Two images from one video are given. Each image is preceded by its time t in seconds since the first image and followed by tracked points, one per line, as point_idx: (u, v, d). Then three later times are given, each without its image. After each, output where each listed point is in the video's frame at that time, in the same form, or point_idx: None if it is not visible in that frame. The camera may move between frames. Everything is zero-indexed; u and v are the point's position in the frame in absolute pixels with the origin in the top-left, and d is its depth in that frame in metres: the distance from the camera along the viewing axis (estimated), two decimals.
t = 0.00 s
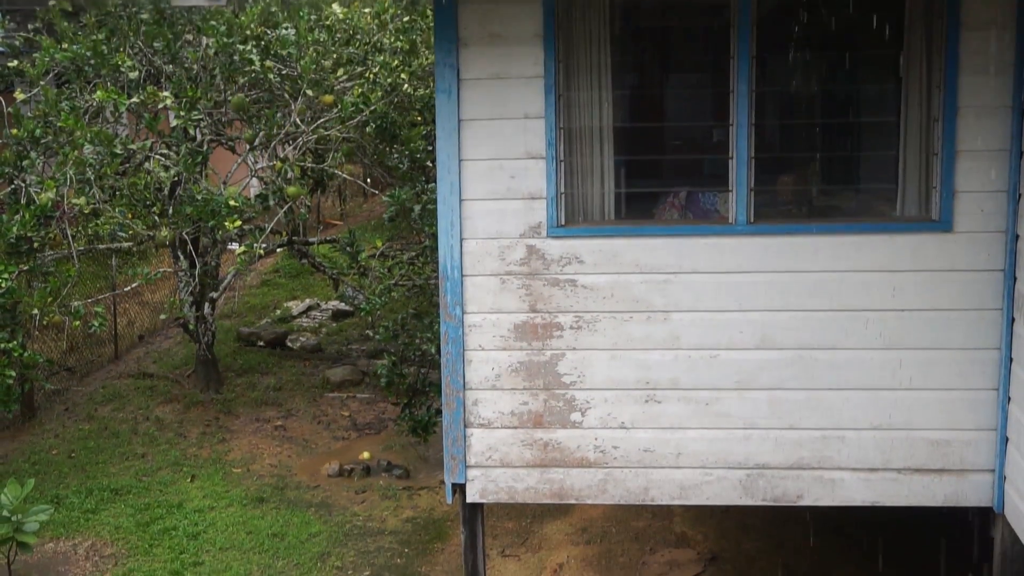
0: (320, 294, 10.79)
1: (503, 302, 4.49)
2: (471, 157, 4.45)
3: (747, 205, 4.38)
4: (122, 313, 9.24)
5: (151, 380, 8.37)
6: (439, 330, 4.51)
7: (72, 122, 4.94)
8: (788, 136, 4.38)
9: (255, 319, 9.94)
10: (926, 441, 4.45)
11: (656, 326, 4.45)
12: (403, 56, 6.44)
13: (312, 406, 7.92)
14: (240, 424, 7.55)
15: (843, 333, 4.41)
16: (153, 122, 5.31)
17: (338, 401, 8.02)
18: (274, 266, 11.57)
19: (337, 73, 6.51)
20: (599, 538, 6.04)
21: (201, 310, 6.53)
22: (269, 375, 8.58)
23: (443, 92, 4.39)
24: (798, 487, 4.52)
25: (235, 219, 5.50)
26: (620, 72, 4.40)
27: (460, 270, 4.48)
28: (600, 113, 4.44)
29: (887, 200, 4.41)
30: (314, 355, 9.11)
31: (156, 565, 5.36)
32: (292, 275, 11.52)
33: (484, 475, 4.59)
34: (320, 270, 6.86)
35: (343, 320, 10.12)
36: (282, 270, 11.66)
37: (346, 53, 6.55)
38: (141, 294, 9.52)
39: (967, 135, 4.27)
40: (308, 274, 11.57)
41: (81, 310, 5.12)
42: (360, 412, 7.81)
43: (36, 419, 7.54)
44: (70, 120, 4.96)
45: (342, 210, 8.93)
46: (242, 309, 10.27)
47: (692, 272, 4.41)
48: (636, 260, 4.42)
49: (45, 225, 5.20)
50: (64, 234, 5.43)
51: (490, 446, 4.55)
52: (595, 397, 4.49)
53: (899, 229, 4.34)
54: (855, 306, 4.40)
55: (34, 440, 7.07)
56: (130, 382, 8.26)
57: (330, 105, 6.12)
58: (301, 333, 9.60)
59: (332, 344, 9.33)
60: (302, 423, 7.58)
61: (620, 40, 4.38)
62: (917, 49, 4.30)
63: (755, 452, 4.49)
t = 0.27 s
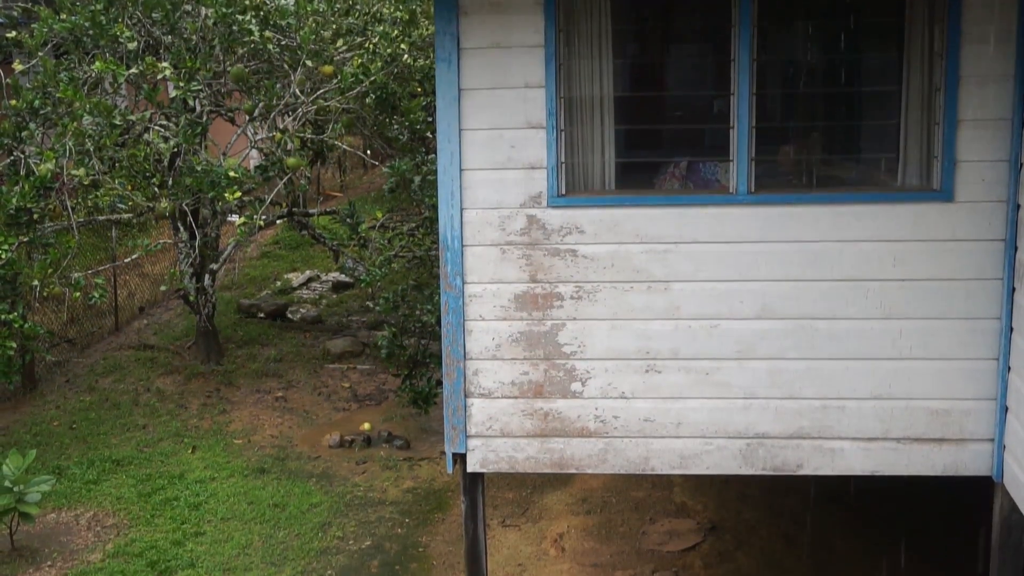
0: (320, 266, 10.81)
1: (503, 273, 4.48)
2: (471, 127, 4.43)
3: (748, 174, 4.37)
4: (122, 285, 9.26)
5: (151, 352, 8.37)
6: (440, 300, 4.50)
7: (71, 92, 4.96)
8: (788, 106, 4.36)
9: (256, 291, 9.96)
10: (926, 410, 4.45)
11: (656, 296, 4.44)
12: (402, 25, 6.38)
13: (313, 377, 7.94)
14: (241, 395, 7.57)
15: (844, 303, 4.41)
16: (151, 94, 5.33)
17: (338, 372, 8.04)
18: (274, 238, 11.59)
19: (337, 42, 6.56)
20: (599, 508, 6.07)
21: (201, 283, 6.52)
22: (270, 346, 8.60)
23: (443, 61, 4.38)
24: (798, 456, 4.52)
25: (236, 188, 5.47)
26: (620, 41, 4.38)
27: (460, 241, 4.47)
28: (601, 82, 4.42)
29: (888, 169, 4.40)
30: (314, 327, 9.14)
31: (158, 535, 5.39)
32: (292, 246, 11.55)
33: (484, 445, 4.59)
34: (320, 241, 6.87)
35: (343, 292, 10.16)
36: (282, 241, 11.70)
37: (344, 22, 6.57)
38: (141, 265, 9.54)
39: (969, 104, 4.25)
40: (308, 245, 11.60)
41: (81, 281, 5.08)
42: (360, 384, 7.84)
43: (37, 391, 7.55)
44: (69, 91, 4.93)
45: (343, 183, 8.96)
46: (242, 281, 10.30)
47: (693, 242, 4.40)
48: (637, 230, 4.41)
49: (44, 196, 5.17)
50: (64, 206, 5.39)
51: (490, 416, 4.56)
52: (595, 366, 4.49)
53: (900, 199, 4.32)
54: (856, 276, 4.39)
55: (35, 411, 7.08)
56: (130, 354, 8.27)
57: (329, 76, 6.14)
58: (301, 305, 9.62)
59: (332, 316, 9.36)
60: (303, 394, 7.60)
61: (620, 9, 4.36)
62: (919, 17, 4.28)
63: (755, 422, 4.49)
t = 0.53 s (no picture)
0: (319, 236, 10.83)
1: (502, 241, 4.46)
2: (470, 95, 4.41)
3: (748, 142, 4.35)
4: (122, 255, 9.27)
5: (151, 322, 8.40)
6: (439, 269, 4.49)
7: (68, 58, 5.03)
8: (788, 73, 4.34)
9: (256, 261, 9.98)
10: (925, 378, 4.45)
11: (655, 264, 4.42)
12: None
13: (313, 347, 7.96)
14: (241, 365, 7.59)
15: (844, 272, 4.39)
16: (149, 63, 5.29)
17: (338, 342, 8.06)
18: (274, 208, 11.63)
19: (336, 12, 6.53)
20: (599, 476, 6.10)
21: (201, 253, 6.75)
22: (270, 316, 8.61)
23: (442, 29, 4.36)
24: (796, 424, 4.53)
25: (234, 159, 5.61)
26: (620, 7, 4.36)
27: (459, 210, 4.45)
28: (601, 49, 4.40)
29: (888, 137, 4.38)
30: (313, 297, 9.15)
31: (160, 503, 5.45)
32: (291, 217, 11.55)
33: (484, 413, 4.60)
34: (320, 212, 6.97)
35: (343, 262, 10.20)
36: (281, 212, 11.72)
37: None
38: (141, 235, 9.56)
39: (969, 71, 4.23)
40: (307, 216, 11.60)
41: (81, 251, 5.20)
42: (360, 353, 7.87)
43: (38, 361, 7.59)
44: (66, 61, 5.04)
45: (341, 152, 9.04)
46: (243, 251, 10.33)
47: (692, 210, 4.39)
48: (636, 198, 4.40)
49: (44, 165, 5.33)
50: (63, 175, 5.52)
51: (490, 384, 4.56)
52: (595, 334, 4.48)
53: (900, 166, 4.31)
54: (856, 244, 4.38)
55: (36, 380, 7.12)
56: (131, 323, 8.29)
57: (329, 45, 6.13)
58: (301, 275, 9.62)
59: (332, 286, 9.39)
60: (303, 364, 7.62)
61: None
62: None
63: (754, 390, 4.49)
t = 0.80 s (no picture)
0: (319, 205, 10.84)
1: (502, 209, 4.46)
2: (470, 61, 4.39)
3: (748, 109, 4.34)
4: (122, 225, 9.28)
5: (151, 292, 8.39)
6: (438, 237, 4.48)
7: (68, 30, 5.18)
8: (789, 40, 4.30)
9: (256, 231, 9.99)
10: (925, 346, 4.44)
11: (655, 231, 4.41)
12: None
13: (313, 315, 7.97)
14: (241, 334, 7.60)
15: (845, 240, 4.38)
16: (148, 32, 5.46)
17: (339, 311, 8.10)
18: (274, 177, 11.62)
19: None
20: (598, 445, 6.10)
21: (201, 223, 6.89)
22: (270, 285, 8.61)
23: None
24: (795, 391, 4.53)
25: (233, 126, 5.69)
26: None
27: (459, 177, 4.44)
28: (599, 15, 4.36)
29: (890, 105, 4.34)
30: (313, 266, 9.15)
31: (161, 472, 5.51)
32: (292, 186, 11.55)
33: (484, 380, 4.60)
34: (321, 182, 7.01)
35: (343, 231, 10.22)
36: (280, 180, 11.69)
37: None
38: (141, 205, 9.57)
39: (970, 37, 4.21)
40: (307, 185, 11.60)
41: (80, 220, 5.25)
42: (360, 321, 7.88)
43: (38, 330, 7.62)
44: (65, 31, 5.19)
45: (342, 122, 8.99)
46: (242, 220, 10.33)
47: (692, 177, 4.38)
48: (636, 165, 4.38)
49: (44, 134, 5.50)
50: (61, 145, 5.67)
51: (489, 351, 4.56)
52: (594, 301, 4.48)
53: (901, 133, 4.30)
54: (856, 211, 4.37)
55: (36, 348, 7.23)
56: (130, 293, 8.30)
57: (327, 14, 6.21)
58: (300, 244, 9.61)
59: (332, 256, 9.40)
60: (302, 332, 7.64)
61: None
62: None
63: (753, 357, 4.50)
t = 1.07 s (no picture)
0: (318, 174, 10.89)
1: (501, 177, 4.44)
2: (469, 29, 4.37)
3: (748, 77, 4.33)
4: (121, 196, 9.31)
5: (150, 263, 8.44)
6: (438, 206, 4.48)
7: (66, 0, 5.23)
8: (789, 8, 4.30)
9: (255, 201, 10.03)
10: (924, 314, 4.45)
11: (654, 200, 4.40)
12: None
13: (312, 287, 8.04)
14: (240, 305, 7.66)
15: (845, 210, 4.38)
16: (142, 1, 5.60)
17: (338, 282, 8.20)
18: (272, 146, 11.65)
19: None
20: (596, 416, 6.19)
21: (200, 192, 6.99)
22: (269, 256, 8.66)
23: None
24: (794, 359, 4.54)
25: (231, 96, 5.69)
26: None
27: (458, 146, 4.43)
28: None
29: (889, 73, 4.34)
30: (312, 237, 9.19)
31: (161, 444, 5.72)
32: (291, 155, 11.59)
33: (483, 349, 4.61)
34: (320, 152, 7.02)
35: (342, 201, 10.27)
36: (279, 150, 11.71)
37: None
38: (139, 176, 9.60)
39: (971, 4, 4.20)
40: (306, 154, 11.63)
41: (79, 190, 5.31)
42: (359, 292, 7.94)
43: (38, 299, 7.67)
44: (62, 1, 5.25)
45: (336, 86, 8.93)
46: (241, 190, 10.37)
47: (692, 146, 4.37)
48: (635, 134, 4.38)
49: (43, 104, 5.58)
50: (59, 114, 5.75)
51: (489, 321, 4.56)
52: (594, 271, 4.48)
53: (902, 101, 4.28)
54: (856, 179, 4.36)
55: (36, 318, 7.35)
56: (129, 263, 8.32)
57: None
58: (299, 215, 9.61)
59: (331, 226, 9.46)
60: (301, 304, 7.73)
61: None
62: None
63: (752, 326, 4.51)
